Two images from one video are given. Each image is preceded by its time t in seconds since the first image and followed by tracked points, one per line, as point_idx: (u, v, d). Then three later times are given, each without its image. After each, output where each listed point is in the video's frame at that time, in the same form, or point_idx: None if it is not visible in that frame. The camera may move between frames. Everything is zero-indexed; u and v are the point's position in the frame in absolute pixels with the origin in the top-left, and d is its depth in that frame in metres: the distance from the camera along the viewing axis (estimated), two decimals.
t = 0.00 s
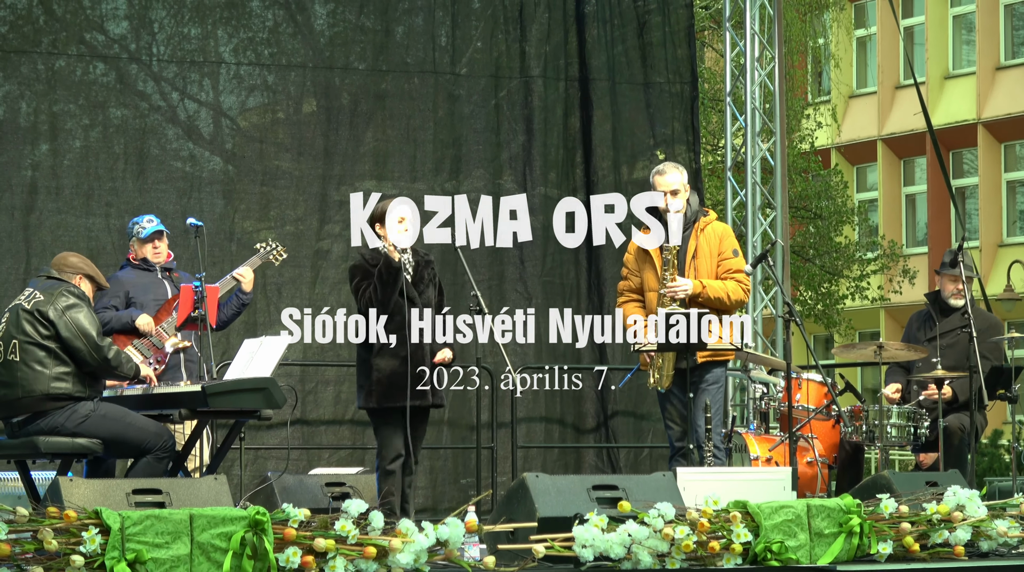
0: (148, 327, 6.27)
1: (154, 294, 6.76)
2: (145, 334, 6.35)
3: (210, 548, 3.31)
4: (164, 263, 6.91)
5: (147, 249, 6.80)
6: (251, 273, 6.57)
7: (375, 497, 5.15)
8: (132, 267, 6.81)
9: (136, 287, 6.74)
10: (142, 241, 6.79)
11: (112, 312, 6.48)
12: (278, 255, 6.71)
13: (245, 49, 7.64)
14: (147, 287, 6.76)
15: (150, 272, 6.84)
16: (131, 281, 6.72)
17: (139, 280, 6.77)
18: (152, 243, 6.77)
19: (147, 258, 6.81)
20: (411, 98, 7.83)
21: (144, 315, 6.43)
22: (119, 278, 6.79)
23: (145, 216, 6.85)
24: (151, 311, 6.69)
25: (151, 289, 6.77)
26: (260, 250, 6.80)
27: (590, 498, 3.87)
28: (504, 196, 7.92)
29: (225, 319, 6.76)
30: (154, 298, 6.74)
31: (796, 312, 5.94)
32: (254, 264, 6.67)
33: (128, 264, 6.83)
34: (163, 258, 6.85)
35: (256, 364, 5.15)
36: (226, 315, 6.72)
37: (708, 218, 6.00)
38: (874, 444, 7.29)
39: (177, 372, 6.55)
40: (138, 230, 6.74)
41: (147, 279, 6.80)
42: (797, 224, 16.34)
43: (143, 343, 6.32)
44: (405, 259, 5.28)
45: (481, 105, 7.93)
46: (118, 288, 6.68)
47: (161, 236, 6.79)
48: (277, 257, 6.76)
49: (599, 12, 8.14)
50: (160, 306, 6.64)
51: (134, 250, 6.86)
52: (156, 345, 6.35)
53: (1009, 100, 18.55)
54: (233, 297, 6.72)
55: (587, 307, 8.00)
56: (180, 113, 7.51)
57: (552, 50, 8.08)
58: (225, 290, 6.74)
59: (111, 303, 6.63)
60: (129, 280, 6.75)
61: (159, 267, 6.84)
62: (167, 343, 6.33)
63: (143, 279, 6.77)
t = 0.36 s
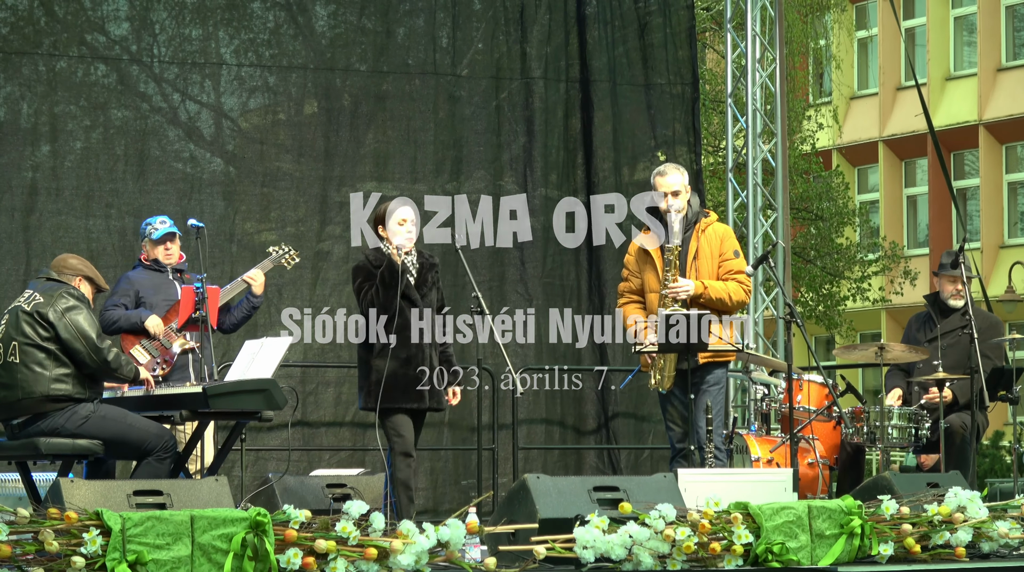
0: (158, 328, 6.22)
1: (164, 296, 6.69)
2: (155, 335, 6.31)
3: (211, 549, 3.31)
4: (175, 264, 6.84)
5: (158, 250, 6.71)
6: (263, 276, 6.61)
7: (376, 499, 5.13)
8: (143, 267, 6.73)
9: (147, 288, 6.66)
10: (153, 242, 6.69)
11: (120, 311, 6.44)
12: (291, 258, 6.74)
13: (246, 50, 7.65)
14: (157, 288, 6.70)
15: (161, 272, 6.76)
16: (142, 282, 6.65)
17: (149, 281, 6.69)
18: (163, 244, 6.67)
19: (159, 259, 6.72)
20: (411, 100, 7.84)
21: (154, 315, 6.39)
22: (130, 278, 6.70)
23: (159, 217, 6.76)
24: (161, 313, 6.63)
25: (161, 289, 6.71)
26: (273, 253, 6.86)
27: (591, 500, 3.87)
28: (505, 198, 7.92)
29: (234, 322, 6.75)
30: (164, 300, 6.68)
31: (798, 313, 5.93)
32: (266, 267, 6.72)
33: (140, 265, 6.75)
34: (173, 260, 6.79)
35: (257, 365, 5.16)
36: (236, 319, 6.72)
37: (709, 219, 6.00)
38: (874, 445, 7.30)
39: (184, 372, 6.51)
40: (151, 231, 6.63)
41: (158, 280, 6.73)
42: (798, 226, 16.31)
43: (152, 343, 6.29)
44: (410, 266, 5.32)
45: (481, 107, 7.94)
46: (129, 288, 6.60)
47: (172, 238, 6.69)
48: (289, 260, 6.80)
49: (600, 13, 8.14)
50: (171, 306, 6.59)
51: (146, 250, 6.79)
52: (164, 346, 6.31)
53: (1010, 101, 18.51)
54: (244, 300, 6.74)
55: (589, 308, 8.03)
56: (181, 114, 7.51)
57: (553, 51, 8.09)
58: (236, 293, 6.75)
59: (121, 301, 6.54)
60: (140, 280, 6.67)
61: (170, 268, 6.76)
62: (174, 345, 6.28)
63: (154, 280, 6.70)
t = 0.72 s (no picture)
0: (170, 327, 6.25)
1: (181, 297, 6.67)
2: (167, 333, 6.34)
3: (214, 549, 3.32)
4: (193, 264, 6.76)
5: (175, 250, 6.64)
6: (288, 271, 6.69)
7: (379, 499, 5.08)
8: (161, 267, 6.70)
9: (164, 287, 6.65)
10: (170, 243, 6.63)
11: (134, 308, 6.45)
12: (309, 261, 6.89)
13: (248, 51, 7.66)
14: (172, 288, 6.67)
15: (178, 272, 6.72)
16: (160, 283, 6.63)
17: (168, 281, 6.68)
18: (180, 246, 6.61)
19: (176, 259, 6.65)
20: (413, 100, 7.84)
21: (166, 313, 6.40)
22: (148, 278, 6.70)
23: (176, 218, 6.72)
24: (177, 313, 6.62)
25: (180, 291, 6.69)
26: (290, 257, 6.97)
27: (593, 500, 3.87)
28: (506, 198, 7.93)
29: (257, 317, 6.76)
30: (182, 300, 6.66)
31: (800, 313, 5.93)
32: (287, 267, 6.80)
33: (157, 265, 6.73)
34: (190, 260, 6.70)
35: (259, 365, 5.16)
36: (260, 313, 6.73)
37: (711, 219, 6.01)
38: (877, 445, 7.28)
39: (197, 370, 6.47)
40: (167, 231, 6.59)
41: (176, 280, 6.70)
42: (800, 226, 16.29)
43: (163, 341, 6.32)
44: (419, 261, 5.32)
45: (483, 107, 7.95)
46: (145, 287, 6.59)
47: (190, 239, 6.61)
48: (307, 263, 6.92)
49: (602, 13, 8.14)
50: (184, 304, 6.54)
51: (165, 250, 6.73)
52: (175, 344, 6.33)
53: (1013, 102, 18.51)
54: (269, 295, 6.76)
55: (591, 309, 8.04)
56: (183, 115, 7.52)
57: (555, 51, 8.09)
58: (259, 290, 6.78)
59: (135, 300, 6.54)
60: (159, 280, 6.66)
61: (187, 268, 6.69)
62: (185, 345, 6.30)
63: (171, 280, 6.68)
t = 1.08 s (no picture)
0: (176, 326, 6.26)
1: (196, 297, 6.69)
2: (174, 333, 6.34)
3: (216, 549, 3.32)
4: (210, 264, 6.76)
5: (191, 249, 6.67)
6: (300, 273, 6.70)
7: (381, 499, 5.16)
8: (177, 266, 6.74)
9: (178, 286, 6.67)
10: (186, 242, 6.67)
11: (145, 305, 6.48)
12: (327, 264, 7.05)
13: (251, 51, 7.66)
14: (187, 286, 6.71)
15: (194, 271, 6.76)
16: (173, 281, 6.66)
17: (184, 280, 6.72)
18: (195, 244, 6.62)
19: (191, 257, 6.69)
20: (414, 100, 7.85)
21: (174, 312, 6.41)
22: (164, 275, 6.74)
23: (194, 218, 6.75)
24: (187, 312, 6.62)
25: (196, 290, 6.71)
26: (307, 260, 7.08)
27: (596, 499, 3.87)
28: (508, 198, 7.93)
29: (270, 320, 6.76)
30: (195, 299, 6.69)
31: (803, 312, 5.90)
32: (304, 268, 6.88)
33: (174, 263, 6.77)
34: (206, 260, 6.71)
35: (261, 365, 5.17)
36: (273, 315, 6.73)
37: (713, 218, 6.00)
38: (880, 443, 7.26)
39: (202, 370, 6.47)
40: (183, 231, 6.65)
41: (191, 279, 6.74)
42: (802, 224, 16.28)
43: (169, 340, 6.32)
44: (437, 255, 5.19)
45: (485, 106, 7.95)
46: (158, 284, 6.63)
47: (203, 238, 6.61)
48: (324, 265, 7.04)
49: (604, 13, 8.14)
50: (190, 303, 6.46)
51: (182, 249, 6.76)
52: (181, 343, 6.33)
53: (1015, 101, 18.52)
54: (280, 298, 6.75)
55: (593, 309, 7.99)
56: (185, 115, 7.53)
57: (557, 51, 8.08)
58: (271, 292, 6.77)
59: (148, 296, 6.58)
60: (172, 278, 6.71)
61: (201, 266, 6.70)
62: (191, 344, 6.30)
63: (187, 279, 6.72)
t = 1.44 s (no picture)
0: (179, 327, 6.32)
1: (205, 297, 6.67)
2: (176, 334, 6.38)
3: (221, 547, 3.33)
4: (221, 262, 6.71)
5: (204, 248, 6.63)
6: (301, 283, 6.67)
7: (386, 496, 5.02)
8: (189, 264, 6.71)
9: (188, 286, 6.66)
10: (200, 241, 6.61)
11: (151, 303, 6.49)
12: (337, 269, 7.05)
13: (254, 49, 7.66)
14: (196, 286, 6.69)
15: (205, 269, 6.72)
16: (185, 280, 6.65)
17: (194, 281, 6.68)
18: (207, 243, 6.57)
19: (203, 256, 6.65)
20: (417, 98, 7.85)
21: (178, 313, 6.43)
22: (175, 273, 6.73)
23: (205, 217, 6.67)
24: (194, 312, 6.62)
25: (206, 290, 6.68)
26: (319, 263, 7.12)
27: (599, 498, 3.87)
28: (511, 196, 7.94)
29: (272, 328, 6.74)
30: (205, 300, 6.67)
31: (806, 310, 5.89)
32: (310, 274, 6.93)
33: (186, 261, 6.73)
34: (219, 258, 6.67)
35: (265, 365, 5.17)
36: (274, 323, 6.71)
37: (717, 217, 5.99)
38: (884, 442, 7.25)
39: (206, 370, 6.40)
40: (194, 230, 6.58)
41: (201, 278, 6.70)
42: (806, 223, 16.28)
43: (170, 340, 6.36)
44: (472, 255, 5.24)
45: (488, 105, 7.95)
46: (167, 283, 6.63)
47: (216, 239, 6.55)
48: (334, 271, 7.07)
49: (607, 11, 8.13)
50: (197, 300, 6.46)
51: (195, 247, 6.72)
52: (182, 343, 6.38)
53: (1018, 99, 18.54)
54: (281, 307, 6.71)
55: (596, 307, 7.98)
56: (189, 114, 7.53)
57: (560, 49, 8.08)
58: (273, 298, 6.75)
59: (156, 293, 6.59)
60: (181, 276, 6.69)
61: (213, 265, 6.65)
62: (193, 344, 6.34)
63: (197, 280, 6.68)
